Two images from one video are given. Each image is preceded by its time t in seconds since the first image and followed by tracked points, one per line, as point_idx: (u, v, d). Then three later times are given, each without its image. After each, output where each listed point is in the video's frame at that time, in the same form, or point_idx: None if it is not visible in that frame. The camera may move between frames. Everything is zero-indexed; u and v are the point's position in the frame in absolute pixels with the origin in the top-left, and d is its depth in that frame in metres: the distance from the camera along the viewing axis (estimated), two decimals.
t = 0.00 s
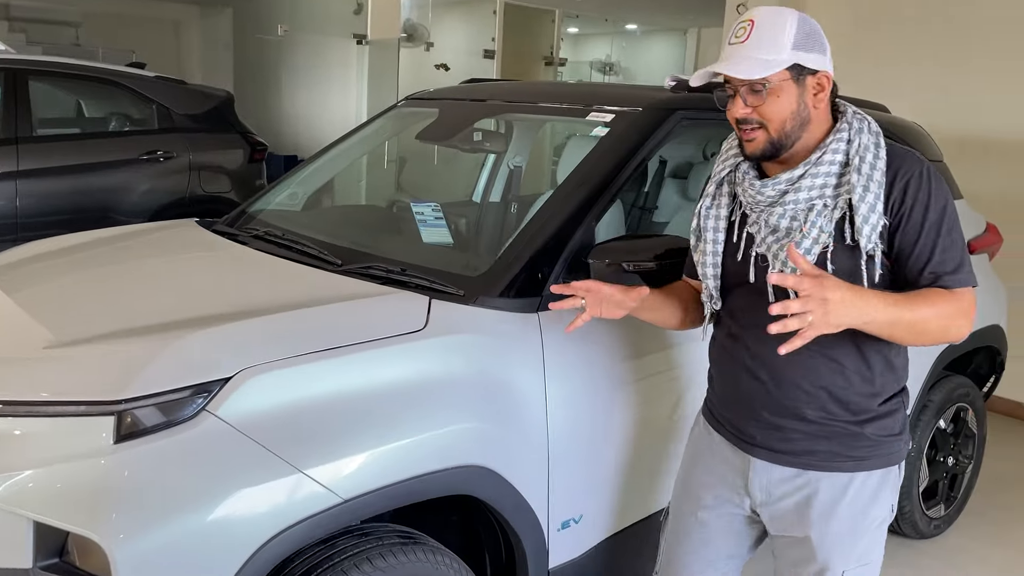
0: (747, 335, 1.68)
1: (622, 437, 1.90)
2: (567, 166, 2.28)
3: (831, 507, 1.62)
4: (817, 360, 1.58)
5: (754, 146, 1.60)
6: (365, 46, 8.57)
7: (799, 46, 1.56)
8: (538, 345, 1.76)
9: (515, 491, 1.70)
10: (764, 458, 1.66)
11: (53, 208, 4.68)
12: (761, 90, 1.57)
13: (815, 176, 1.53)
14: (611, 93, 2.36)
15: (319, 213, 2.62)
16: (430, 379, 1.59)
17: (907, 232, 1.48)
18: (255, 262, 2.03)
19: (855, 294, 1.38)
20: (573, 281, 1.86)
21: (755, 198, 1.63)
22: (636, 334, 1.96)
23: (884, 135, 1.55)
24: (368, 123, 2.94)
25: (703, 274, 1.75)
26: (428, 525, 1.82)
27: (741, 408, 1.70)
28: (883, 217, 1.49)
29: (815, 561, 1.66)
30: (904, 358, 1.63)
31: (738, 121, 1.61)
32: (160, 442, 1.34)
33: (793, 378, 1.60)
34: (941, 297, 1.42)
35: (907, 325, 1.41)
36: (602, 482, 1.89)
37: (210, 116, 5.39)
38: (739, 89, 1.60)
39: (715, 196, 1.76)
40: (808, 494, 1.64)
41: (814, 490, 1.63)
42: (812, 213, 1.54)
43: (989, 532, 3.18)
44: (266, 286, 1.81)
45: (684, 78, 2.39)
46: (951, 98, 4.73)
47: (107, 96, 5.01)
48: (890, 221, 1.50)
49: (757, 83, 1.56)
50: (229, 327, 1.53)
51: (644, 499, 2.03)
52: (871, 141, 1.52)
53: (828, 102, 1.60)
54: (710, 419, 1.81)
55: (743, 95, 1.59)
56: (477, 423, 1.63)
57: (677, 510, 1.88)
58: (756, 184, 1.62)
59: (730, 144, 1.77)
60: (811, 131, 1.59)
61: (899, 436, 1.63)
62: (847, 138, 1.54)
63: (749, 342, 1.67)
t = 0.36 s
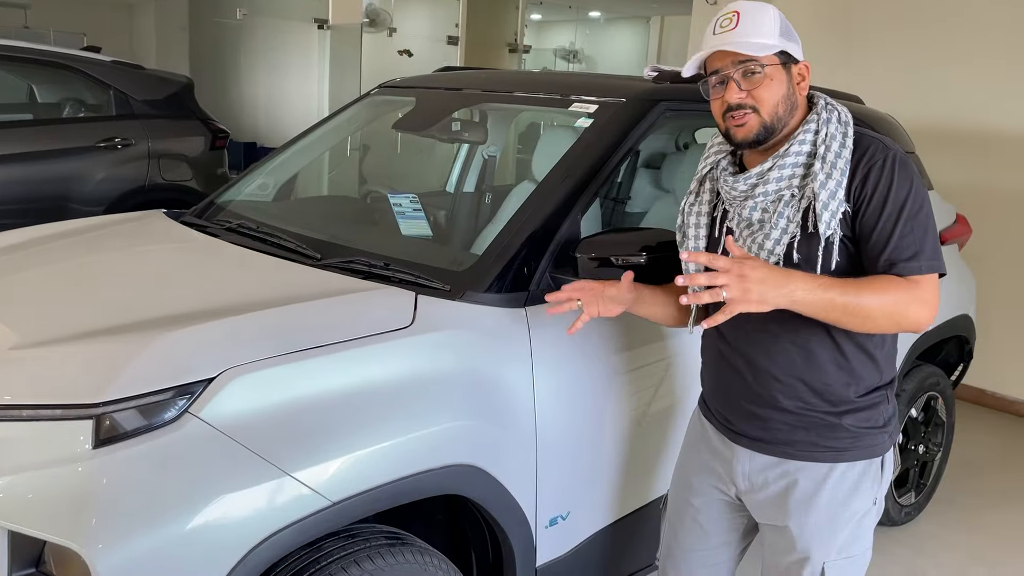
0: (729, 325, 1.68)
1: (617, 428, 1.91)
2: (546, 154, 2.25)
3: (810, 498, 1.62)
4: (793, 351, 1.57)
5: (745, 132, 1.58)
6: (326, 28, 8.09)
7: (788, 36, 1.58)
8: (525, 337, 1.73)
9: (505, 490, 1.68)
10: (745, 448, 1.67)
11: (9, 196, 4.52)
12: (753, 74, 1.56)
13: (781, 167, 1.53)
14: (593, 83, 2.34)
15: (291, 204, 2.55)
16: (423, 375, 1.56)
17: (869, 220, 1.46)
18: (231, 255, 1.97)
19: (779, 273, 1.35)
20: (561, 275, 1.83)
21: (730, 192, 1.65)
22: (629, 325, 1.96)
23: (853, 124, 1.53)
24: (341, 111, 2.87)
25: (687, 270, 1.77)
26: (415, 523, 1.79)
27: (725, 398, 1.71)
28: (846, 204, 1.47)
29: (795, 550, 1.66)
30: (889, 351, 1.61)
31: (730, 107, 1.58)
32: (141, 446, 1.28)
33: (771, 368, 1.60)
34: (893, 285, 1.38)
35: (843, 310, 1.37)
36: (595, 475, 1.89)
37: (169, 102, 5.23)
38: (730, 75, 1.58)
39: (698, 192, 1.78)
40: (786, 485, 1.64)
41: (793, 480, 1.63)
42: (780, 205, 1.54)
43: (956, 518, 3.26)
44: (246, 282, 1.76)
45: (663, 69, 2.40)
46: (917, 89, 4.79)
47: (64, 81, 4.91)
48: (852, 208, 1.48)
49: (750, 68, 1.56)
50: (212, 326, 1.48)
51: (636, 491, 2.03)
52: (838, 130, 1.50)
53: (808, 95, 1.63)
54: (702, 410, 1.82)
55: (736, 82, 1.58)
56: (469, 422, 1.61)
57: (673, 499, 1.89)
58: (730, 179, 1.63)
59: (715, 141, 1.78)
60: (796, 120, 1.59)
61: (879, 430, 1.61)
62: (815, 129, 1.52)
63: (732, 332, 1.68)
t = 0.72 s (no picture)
0: (740, 313, 1.71)
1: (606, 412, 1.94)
2: (526, 140, 2.25)
3: (819, 482, 1.67)
4: (811, 336, 1.62)
5: (763, 116, 1.59)
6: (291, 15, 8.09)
7: (811, 26, 1.61)
8: (516, 325, 1.75)
9: (498, 477, 1.70)
10: (755, 434, 1.70)
11: None
12: (778, 59, 1.58)
13: (809, 154, 1.56)
14: (577, 71, 2.35)
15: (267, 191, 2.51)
16: (419, 362, 1.57)
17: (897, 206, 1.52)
18: (217, 243, 1.95)
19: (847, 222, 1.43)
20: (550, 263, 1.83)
21: (749, 179, 1.65)
22: (617, 313, 1.99)
23: (867, 116, 1.60)
24: (319, 96, 2.83)
25: (695, 259, 1.76)
26: (407, 512, 1.79)
27: (733, 385, 1.74)
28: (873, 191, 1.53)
29: (802, 532, 1.70)
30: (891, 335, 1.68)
31: (752, 89, 1.60)
32: (135, 439, 1.26)
33: (787, 353, 1.64)
34: (933, 258, 1.47)
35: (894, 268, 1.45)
36: (583, 460, 1.91)
37: (132, 86, 5.09)
38: (755, 58, 1.60)
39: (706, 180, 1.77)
40: (797, 468, 1.68)
41: (804, 464, 1.67)
42: (807, 190, 1.56)
43: (920, 499, 3.37)
44: (233, 270, 1.74)
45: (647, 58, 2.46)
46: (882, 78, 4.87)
47: (19, 62, 4.71)
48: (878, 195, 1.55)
49: (776, 53, 1.59)
50: (203, 316, 1.46)
51: (622, 477, 2.06)
52: (857, 120, 1.57)
53: (821, 90, 1.67)
54: (699, 398, 1.84)
55: (760, 65, 1.60)
56: (463, 410, 1.61)
57: (665, 486, 1.92)
58: (751, 165, 1.63)
59: (719, 128, 1.77)
60: (812, 111, 1.62)
61: (886, 412, 1.68)
62: (835, 118, 1.57)
63: (742, 320, 1.70)
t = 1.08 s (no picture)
0: (748, 300, 1.74)
1: (591, 393, 1.98)
2: (509, 127, 2.29)
3: (824, 459, 1.74)
4: (822, 320, 1.68)
5: (778, 102, 1.62)
6: None
7: (823, 17, 1.66)
8: (508, 312, 1.78)
9: (491, 458, 1.74)
10: (762, 418, 1.74)
11: None
12: (795, 48, 1.62)
13: (826, 147, 1.62)
14: (562, 58, 2.37)
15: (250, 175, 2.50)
16: (416, 345, 1.60)
17: (902, 198, 1.64)
18: (208, 228, 1.95)
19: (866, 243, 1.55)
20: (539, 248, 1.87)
21: (764, 170, 1.67)
22: (603, 297, 2.02)
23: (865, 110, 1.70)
24: (299, 82, 2.82)
25: (707, 245, 1.74)
26: (398, 492, 1.82)
27: (740, 370, 1.76)
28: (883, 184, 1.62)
29: (806, 507, 1.77)
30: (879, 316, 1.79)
31: (768, 75, 1.63)
32: (138, 419, 1.27)
33: (800, 337, 1.69)
34: (928, 254, 1.61)
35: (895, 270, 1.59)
36: (570, 439, 1.95)
37: (101, 68, 5.04)
38: (772, 44, 1.63)
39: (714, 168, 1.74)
40: (803, 448, 1.74)
41: (810, 444, 1.73)
42: (825, 183, 1.62)
43: (891, 478, 3.48)
44: (228, 255, 1.74)
45: (631, 46, 2.49)
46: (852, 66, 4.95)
47: None
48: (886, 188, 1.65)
49: (794, 41, 1.62)
50: (201, 299, 1.47)
51: (604, 459, 2.09)
52: (862, 114, 1.65)
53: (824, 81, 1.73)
54: (696, 384, 1.87)
55: (777, 52, 1.63)
56: (457, 390, 1.65)
57: (660, 470, 1.94)
58: (769, 157, 1.65)
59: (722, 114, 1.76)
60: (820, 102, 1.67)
61: (879, 389, 1.78)
62: (843, 111, 1.65)
63: (749, 306, 1.73)
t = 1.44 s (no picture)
0: (734, 285, 1.78)
1: (574, 375, 2.01)
2: (490, 113, 2.31)
3: (806, 436, 1.79)
4: (807, 304, 1.73)
5: (759, 98, 1.67)
6: None
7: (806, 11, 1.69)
8: (494, 294, 1.81)
9: (478, 437, 1.77)
10: (748, 399, 1.79)
11: None
12: (776, 42, 1.66)
13: (807, 136, 1.66)
14: (544, 43, 2.39)
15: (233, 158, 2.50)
16: (405, 326, 1.62)
17: (880, 186, 1.69)
18: (193, 211, 1.95)
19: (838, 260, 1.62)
20: (524, 231, 1.90)
21: (748, 158, 1.71)
22: (586, 281, 2.05)
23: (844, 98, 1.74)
24: (280, 66, 2.81)
25: (692, 228, 1.76)
26: (385, 471, 1.84)
27: (726, 353, 1.81)
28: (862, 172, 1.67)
29: (788, 484, 1.81)
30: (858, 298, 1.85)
31: (749, 71, 1.67)
32: (132, 396, 1.28)
33: (786, 321, 1.74)
34: (902, 247, 1.68)
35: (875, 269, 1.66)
36: (553, 420, 1.98)
37: (73, 54, 4.96)
38: (754, 39, 1.67)
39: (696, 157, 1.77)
40: (786, 426, 1.78)
41: (793, 423, 1.78)
42: (807, 171, 1.66)
43: (862, 459, 3.56)
44: (215, 237, 1.75)
45: (613, 32, 2.51)
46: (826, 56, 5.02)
47: None
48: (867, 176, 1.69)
49: (775, 36, 1.66)
50: (190, 279, 1.48)
51: (585, 440, 2.13)
52: (841, 103, 1.69)
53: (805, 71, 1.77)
54: (681, 366, 1.91)
55: (759, 47, 1.66)
56: (445, 371, 1.68)
57: (645, 451, 1.98)
58: (752, 146, 1.68)
59: (706, 102, 1.78)
60: (801, 92, 1.71)
61: (860, 368, 1.84)
62: (824, 100, 1.68)
63: (734, 290, 1.78)
